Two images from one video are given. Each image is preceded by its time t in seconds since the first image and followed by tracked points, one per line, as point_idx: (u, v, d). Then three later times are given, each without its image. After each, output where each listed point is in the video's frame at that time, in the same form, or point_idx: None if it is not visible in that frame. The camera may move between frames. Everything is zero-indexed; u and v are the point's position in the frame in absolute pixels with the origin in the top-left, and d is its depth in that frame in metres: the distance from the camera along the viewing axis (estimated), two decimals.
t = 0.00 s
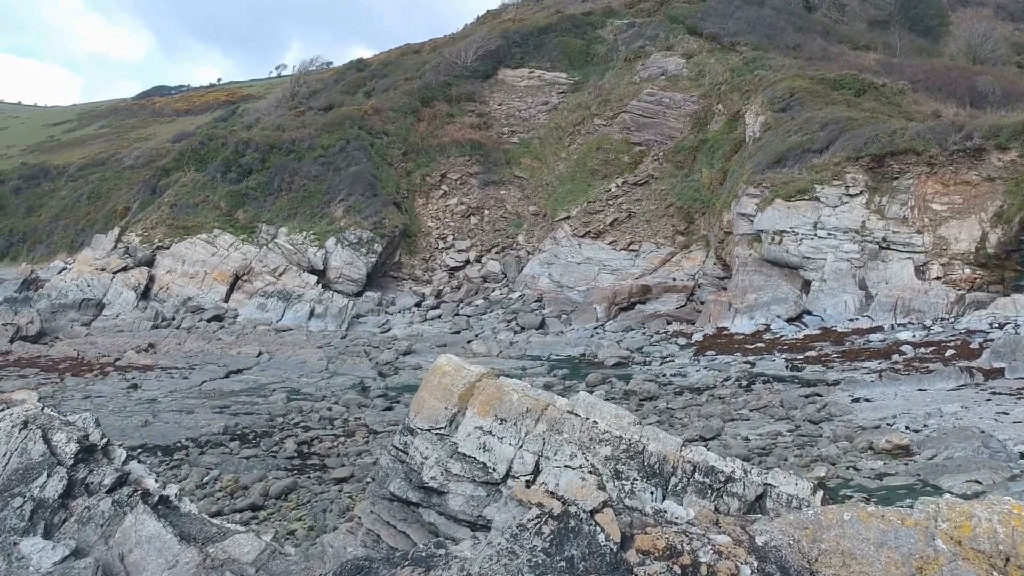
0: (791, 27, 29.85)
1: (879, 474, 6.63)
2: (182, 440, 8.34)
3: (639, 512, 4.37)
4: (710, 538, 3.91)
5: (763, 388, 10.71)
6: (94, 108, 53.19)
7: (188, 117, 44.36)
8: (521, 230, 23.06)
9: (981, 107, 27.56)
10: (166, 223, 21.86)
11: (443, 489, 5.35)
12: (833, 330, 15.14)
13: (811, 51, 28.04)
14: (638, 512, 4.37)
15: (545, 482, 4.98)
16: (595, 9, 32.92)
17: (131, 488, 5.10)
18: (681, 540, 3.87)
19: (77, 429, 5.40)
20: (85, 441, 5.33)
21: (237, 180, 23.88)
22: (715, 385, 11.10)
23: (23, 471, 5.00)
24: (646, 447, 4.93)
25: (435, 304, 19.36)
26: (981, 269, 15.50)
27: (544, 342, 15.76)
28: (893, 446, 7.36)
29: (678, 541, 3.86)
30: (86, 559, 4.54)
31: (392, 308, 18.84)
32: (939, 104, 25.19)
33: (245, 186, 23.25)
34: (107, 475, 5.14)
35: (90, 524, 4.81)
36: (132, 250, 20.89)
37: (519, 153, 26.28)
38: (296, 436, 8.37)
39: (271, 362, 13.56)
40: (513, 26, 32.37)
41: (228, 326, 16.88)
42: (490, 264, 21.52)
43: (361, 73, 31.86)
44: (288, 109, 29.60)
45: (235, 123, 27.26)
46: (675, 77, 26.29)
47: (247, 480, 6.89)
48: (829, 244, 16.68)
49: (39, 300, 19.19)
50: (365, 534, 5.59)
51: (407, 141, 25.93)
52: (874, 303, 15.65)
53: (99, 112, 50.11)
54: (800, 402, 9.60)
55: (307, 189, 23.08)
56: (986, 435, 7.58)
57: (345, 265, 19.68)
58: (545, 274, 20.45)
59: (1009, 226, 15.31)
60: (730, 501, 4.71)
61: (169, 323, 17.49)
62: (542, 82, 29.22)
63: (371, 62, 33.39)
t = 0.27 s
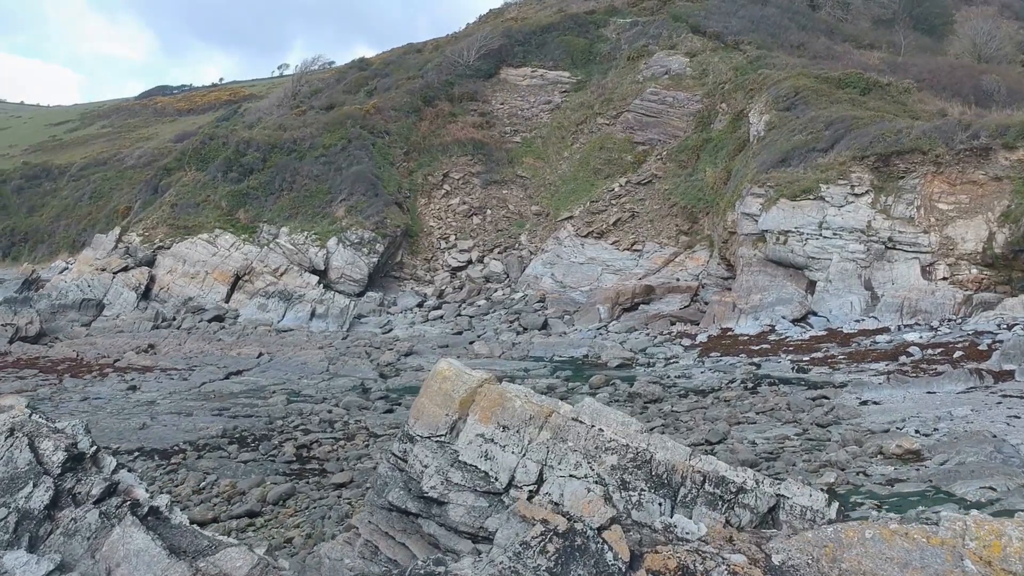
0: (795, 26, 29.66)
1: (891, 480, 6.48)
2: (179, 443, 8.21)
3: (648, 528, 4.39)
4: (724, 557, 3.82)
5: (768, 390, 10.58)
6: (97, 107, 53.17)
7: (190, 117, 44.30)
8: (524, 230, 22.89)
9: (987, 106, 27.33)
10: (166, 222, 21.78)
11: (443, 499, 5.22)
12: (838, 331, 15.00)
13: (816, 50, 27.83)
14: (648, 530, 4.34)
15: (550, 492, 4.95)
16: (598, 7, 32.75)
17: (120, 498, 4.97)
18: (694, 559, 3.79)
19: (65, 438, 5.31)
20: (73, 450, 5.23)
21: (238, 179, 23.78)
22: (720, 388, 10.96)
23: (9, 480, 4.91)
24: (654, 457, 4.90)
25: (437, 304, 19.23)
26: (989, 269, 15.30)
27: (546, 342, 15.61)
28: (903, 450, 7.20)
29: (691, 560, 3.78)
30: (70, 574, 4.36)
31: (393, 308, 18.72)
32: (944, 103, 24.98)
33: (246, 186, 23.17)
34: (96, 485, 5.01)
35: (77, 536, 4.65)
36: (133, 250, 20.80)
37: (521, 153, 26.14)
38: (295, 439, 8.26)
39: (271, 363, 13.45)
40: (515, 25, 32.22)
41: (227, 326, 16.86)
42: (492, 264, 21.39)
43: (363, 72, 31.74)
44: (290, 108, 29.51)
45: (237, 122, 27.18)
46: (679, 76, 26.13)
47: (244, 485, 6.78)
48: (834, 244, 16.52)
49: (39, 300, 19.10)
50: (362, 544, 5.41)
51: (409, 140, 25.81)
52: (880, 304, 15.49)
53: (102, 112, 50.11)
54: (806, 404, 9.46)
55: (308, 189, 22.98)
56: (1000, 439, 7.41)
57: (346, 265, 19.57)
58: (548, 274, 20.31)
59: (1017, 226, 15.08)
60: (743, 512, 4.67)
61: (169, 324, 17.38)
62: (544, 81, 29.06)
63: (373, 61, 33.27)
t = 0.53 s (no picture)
0: (800, 25, 29.44)
1: (905, 485, 6.37)
2: (177, 447, 8.08)
3: (661, 546, 4.85)
4: None
5: (774, 393, 10.46)
6: (99, 107, 53.12)
7: (192, 117, 44.22)
8: (527, 230, 22.73)
9: (994, 105, 27.07)
10: (168, 223, 21.74)
11: (445, 511, 5.27)
12: (844, 332, 14.89)
13: (821, 48, 27.59)
14: (661, 549, 4.83)
15: (556, 503, 5.13)
16: (601, 6, 32.57)
17: (107, 511, 5.31)
18: None
19: (54, 449, 5.76)
20: (61, 461, 5.67)
21: (240, 179, 23.69)
22: (728, 390, 10.81)
23: None
24: (665, 467, 5.09)
25: (440, 305, 19.12)
26: (998, 269, 14.96)
27: (549, 343, 15.47)
28: (915, 456, 7.05)
29: None
30: None
31: (396, 309, 18.63)
32: (950, 102, 24.75)
33: (248, 186, 23.09)
34: (84, 499, 5.36)
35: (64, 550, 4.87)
36: (133, 250, 20.71)
37: (524, 152, 26.02)
38: (296, 442, 8.19)
39: (273, 365, 13.36)
40: (518, 24, 32.09)
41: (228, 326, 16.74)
42: (495, 264, 21.23)
43: (365, 72, 31.61)
44: (292, 108, 29.42)
45: (239, 121, 27.10)
46: (683, 75, 25.96)
47: (243, 490, 6.71)
48: (839, 244, 16.38)
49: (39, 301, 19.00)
50: (362, 557, 5.37)
51: (411, 140, 25.73)
52: (887, 305, 15.32)
53: (105, 112, 50.06)
54: (813, 407, 9.34)
55: (310, 188, 22.89)
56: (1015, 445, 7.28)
57: (348, 266, 19.45)
58: (551, 275, 20.20)
59: None
60: (759, 525, 4.89)
61: (170, 325, 17.24)
62: (547, 81, 28.88)
63: (375, 60, 33.16)
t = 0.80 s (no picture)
0: (805, 23, 29.22)
1: (920, 492, 6.43)
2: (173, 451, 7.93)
3: (677, 563, 5.23)
4: None
5: (781, 395, 10.28)
6: (100, 107, 52.98)
7: (193, 117, 44.05)
8: (530, 231, 22.46)
9: (1001, 104, 26.80)
10: (169, 224, 21.77)
11: (447, 523, 5.74)
12: (852, 334, 14.64)
13: (826, 46, 27.33)
14: (676, 565, 5.22)
15: (563, 515, 5.57)
16: (604, 5, 32.38)
17: (95, 523, 5.76)
18: None
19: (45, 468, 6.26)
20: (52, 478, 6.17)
21: (242, 179, 23.57)
22: (735, 393, 10.64)
23: None
24: (677, 480, 5.62)
25: (442, 305, 18.84)
26: (1005, 269, 14.94)
27: (553, 345, 15.31)
28: (929, 461, 7.00)
29: None
30: None
31: (398, 310, 18.48)
32: (957, 101, 24.53)
33: (250, 186, 22.97)
34: (70, 512, 5.78)
35: (48, 562, 5.33)
36: (134, 251, 20.59)
37: (527, 152, 25.82)
38: (296, 446, 8.10)
39: (274, 367, 13.22)
40: (521, 24, 31.93)
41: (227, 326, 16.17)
42: (498, 264, 20.91)
43: (367, 71, 31.43)
44: (294, 108, 29.31)
45: (240, 121, 26.97)
46: (687, 74, 25.81)
47: (244, 496, 6.66)
48: (846, 244, 16.17)
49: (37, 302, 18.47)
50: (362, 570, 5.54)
51: (413, 139, 25.67)
52: (894, 306, 15.13)
53: (106, 111, 49.91)
54: (821, 410, 9.21)
55: (312, 188, 22.81)
56: None
57: (350, 267, 19.45)
58: (554, 276, 20.03)
59: None
60: (776, 540, 5.36)
61: (170, 326, 17.10)
62: (550, 80, 28.70)
63: (377, 60, 32.99)
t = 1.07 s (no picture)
0: (809, 22, 28.98)
1: (934, 498, 6.43)
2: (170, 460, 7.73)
3: None
4: None
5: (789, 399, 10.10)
6: (102, 107, 52.88)
7: (195, 117, 43.94)
8: (533, 230, 22.13)
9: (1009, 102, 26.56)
10: (169, 223, 21.68)
11: (451, 536, 5.64)
12: (859, 335, 14.39)
13: (831, 45, 27.05)
14: None
15: (571, 529, 5.53)
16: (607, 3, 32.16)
17: (81, 537, 5.73)
18: None
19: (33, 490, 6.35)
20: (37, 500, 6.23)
21: (243, 179, 23.60)
22: (743, 395, 10.48)
23: None
24: (691, 493, 5.86)
25: (444, 305, 18.62)
26: (1013, 270, 15.17)
27: (556, 347, 15.19)
28: (943, 467, 7.03)
29: None
30: None
31: (400, 310, 18.32)
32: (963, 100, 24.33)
33: (251, 186, 22.98)
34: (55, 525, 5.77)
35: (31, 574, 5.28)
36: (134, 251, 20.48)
37: (530, 151, 25.46)
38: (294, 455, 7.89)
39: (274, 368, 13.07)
40: (523, 22, 31.71)
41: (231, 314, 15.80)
42: (500, 265, 20.79)
43: (368, 70, 31.26)
44: (295, 107, 29.22)
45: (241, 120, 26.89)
46: (691, 73, 25.67)
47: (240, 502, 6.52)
48: (854, 243, 16.20)
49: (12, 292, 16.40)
50: None
51: (415, 139, 25.77)
52: (902, 306, 15.04)
53: (107, 111, 49.83)
54: (831, 414, 9.08)
55: (313, 188, 22.91)
56: None
57: (350, 267, 19.92)
58: (558, 276, 19.85)
59: None
60: (797, 555, 5.29)
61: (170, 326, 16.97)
62: (553, 79, 28.46)
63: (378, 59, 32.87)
